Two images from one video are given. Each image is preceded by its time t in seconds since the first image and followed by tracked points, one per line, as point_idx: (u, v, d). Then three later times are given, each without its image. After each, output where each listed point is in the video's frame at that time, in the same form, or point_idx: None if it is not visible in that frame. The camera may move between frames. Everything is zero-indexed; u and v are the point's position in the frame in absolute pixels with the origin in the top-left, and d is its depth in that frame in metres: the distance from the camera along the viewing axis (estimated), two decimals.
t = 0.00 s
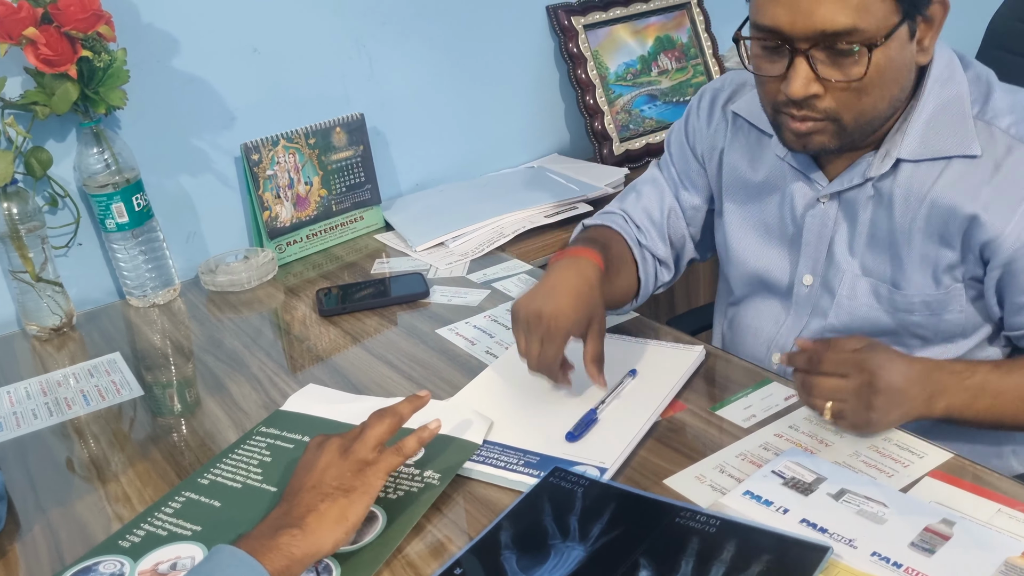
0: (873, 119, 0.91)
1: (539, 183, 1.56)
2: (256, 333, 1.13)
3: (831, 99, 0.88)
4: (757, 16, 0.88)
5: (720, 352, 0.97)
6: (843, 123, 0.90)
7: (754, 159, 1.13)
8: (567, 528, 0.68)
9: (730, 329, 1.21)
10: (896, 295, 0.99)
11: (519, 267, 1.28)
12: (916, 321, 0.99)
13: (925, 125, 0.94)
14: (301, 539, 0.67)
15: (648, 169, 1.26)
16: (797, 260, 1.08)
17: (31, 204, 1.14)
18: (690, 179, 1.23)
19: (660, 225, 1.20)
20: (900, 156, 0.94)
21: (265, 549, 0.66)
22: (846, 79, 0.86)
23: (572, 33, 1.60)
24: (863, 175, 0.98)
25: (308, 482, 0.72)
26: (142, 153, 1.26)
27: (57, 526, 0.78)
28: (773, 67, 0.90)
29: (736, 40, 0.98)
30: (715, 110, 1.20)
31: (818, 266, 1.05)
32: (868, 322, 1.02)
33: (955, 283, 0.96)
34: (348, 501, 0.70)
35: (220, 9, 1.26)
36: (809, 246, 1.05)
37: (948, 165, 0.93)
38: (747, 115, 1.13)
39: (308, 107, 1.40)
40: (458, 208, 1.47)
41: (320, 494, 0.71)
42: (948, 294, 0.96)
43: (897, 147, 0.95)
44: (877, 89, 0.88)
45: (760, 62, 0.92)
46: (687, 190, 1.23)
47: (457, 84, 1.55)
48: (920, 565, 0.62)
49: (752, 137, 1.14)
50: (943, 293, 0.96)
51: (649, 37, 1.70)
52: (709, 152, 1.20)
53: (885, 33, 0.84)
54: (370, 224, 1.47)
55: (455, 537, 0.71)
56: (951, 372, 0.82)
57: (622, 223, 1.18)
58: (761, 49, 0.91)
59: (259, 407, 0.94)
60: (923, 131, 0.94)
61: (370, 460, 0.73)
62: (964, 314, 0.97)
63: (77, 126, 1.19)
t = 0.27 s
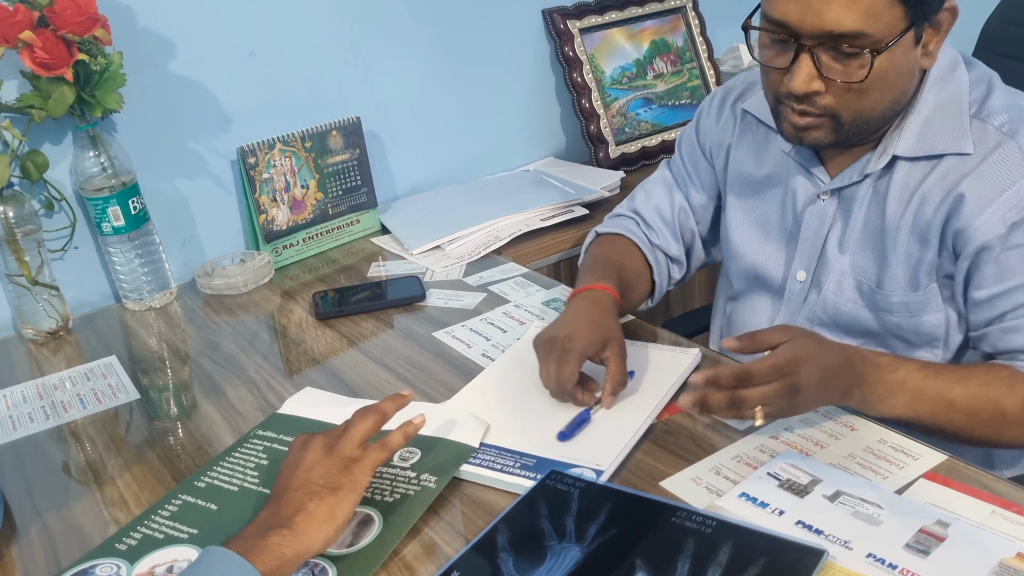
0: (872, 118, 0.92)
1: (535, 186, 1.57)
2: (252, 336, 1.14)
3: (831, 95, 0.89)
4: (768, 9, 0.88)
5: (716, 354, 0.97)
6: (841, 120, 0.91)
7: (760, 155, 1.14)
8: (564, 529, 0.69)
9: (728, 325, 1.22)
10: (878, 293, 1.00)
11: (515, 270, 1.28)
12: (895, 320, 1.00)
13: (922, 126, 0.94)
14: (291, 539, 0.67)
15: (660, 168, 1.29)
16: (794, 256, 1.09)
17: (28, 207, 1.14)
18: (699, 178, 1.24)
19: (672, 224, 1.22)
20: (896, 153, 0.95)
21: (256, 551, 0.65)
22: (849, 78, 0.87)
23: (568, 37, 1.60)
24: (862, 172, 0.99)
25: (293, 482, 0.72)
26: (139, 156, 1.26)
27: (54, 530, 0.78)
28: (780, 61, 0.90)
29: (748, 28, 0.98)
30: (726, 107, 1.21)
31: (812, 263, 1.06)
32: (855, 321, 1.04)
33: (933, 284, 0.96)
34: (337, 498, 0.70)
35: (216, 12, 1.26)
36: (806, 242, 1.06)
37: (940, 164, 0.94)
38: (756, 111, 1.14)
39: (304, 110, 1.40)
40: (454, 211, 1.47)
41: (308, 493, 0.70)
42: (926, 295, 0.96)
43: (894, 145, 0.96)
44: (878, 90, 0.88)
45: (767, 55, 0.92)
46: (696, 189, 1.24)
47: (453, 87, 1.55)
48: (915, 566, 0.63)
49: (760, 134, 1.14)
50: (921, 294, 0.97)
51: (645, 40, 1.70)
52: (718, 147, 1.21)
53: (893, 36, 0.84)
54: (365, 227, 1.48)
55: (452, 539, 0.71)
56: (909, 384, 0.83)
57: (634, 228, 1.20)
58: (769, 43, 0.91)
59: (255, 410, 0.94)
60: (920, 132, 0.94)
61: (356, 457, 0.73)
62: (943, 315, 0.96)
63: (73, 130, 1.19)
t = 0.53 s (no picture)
0: (865, 119, 0.92)
1: (533, 189, 1.57)
2: (250, 339, 1.14)
3: (824, 99, 0.89)
4: (761, 12, 0.88)
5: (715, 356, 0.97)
6: (834, 122, 0.91)
7: (751, 164, 1.13)
8: (561, 531, 0.69)
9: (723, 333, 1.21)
10: (870, 291, 1.00)
11: (513, 273, 1.28)
12: (889, 317, 1.00)
13: (913, 126, 0.95)
14: (270, 539, 0.67)
15: (648, 186, 1.28)
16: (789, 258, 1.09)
17: (25, 210, 1.14)
18: (688, 193, 1.24)
19: (667, 241, 1.22)
20: (889, 152, 0.96)
21: (233, 552, 0.66)
22: (842, 81, 0.87)
23: (565, 40, 1.61)
24: (853, 173, 1.00)
25: (270, 481, 0.72)
26: (137, 159, 1.26)
27: (52, 533, 0.78)
28: (773, 65, 0.90)
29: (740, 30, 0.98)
30: (716, 121, 1.21)
31: (806, 265, 1.06)
32: (850, 322, 1.03)
33: (925, 280, 0.96)
34: (313, 497, 0.70)
35: (214, 15, 1.26)
36: (800, 244, 1.06)
37: (931, 162, 0.94)
38: (746, 122, 1.14)
39: (302, 113, 1.40)
40: (452, 214, 1.47)
41: (282, 493, 0.70)
42: (918, 292, 0.96)
43: (887, 145, 0.96)
44: (869, 92, 0.89)
45: (760, 58, 0.92)
46: (688, 202, 1.24)
47: (451, 90, 1.56)
48: (913, 567, 0.63)
49: (751, 144, 1.14)
50: (913, 291, 0.96)
51: (642, 44, 1.71)
52: (708, 160, 1.21)
53: (884, 41, 0.84)
54: (363, 230, 1.48)
55: (450, 541, 0.71)
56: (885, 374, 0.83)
57: (633, 242, 1.21)
58: (762, 46, 0.91)
59: (253, 412, 0.94)
60: (910, 131, 0.95)
61: (331, 455, 0.73)
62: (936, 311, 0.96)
63: (71, 132, 1.19)
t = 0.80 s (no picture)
0: (851, 123, 0.92)
1: (531, 193, 1.57)
2: (249, 343, 1.14)
3: (810, 106, 0.90)
4: (744, 22, 0.88)
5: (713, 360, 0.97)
6: (821, 127, 0.91)
7: (739, 170, 1.14)
8: (560, 535, 0.69)
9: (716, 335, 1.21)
10: (851, 291, 1.00)
11: (511, 276, 1.29)
12: (870, 317, 1.00)
13: (894, 126, 0.95)
14: (245, 548, 0.67)
15: (640, 190, 1.29)
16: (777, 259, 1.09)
17: (24, 214, 1.14)
18: (680, 197, 1.24)
19: (662, 246, 1.23)
20: (869, 153, 0.95)
21: (208, 563, 0.65)
22: (828, 87, 0.87)
23: (563, 45, 1.61)
24: (837, 174, 0.99)
25: (241, 492, 0.72)
26: (136, 163, 1.26)
27: (51, 537, 0.78)
28: (758, 74, 0.90)
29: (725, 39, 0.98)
30: (707, 127, 1.22)
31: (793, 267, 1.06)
32: (833, 322, 1.04)
33: (902, 280, 0.96)
34: (286, 505, 0.70)
35: (212, 20, 1.27)
36: (788, 247, 1.06)
37: (909, 162, 0.94)
38: (735, 128, 1.14)
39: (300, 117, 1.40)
40: (450, 218, 1.47)
41: (256, 501, 0.70)
42: (898, 291, 0.96)
43: (868, 146, 0.96)
44: (855, 97, 0.89)
45: (745, 67, 0.93)
46: (679, 206, 1.24)
47: (449, 94, 1.56)
48: (910, 571, 0.63)
49: (739, 150, 1.14)
50: (892, 290, 0.96)
51: (639, 48, 1.71)
52: (698, 165, 1.21)
53: (866, 48, 0.85)
54: (362, 234, 1.48)
55: (449, 545, 0.71)
56: (858, 376, 0.84)
57: (628, 247, 1.22)
58: (746, 56, 0.91)
59: (252, 416, 0.95)
60: (891, 131, 0.95)
61: (303, 464, 0.74)
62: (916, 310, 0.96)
63: (70, 137, 1.19)
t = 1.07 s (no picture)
0: (839, 131, 0.93)
1: (530, 199, 1.58)
2: (249, 348, 1.14)
3: (799, 116, 0.90)
4: (731, 37, 0.90)
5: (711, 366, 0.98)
6: (810, 136, 0.92)
7: (731, 179, 1.15)
8: (559, 540, 0.69)
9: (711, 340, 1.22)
10: (838, 299, 1.01)
11: (510, 282, 1.29)
12: (856, 324, 1.01)
13: (879, 133, 0.96)
14: (236, 552, 0.67)
15: (636, 198, 1.30)
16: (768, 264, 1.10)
17: (26, 220, 1.15)
18: (675, 205, 1.25)
19: (660, 253, 1.23)
20: (856, 161, 0.96)
21: (201, 566, 0.66)
22: (814, 97, 0.89)
23: (562, 52, 1.63)
24: (825, 182, 1.01)
25: (233, 496, 0.72)
26: (137, 169, 1.27)
27: (53, 541, 0.78)
28: (746, 87, 0.92)
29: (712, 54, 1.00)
30: (700, 136, 1.23)
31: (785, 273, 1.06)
32: (823, 328, 1.05)
33: (887, 287, 0.97)
34: (276, 510, 0.71)
35: (214, 28, 1.28)
36: (781, 254, 1.06)
37: (897, 170, 0.95)
38: (728, 138, 1.15)
39: (301, 124, 1.41)
40: (450, 224, 1.48)
41: (247, 506, 0.71)
42: (883, 298, 0.97)
43: (854, 154, 0.97)
44: (843, 104, 0.90)
45: (733, 80, 0.94)
46: (675, 214, 1.25)
47: (449, 101, 1.57)
48: None
49: (732, 159, 1.16)
50: (877, 298, 0.97)
51: (638, 56, 1.73)
52: (693, 174, 1.22)
53: (851, 56, 0.86)
54: (362, 240, 1.49)
55: (449, 549, 0.72)
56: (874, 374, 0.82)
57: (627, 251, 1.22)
58: (734, 69, 0.93)
59: (252, 421, 0.95)
60: (876, 139, 0.96)
61: (293, 470, 0.74)
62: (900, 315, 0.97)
63: (72, 143, 1.20)
